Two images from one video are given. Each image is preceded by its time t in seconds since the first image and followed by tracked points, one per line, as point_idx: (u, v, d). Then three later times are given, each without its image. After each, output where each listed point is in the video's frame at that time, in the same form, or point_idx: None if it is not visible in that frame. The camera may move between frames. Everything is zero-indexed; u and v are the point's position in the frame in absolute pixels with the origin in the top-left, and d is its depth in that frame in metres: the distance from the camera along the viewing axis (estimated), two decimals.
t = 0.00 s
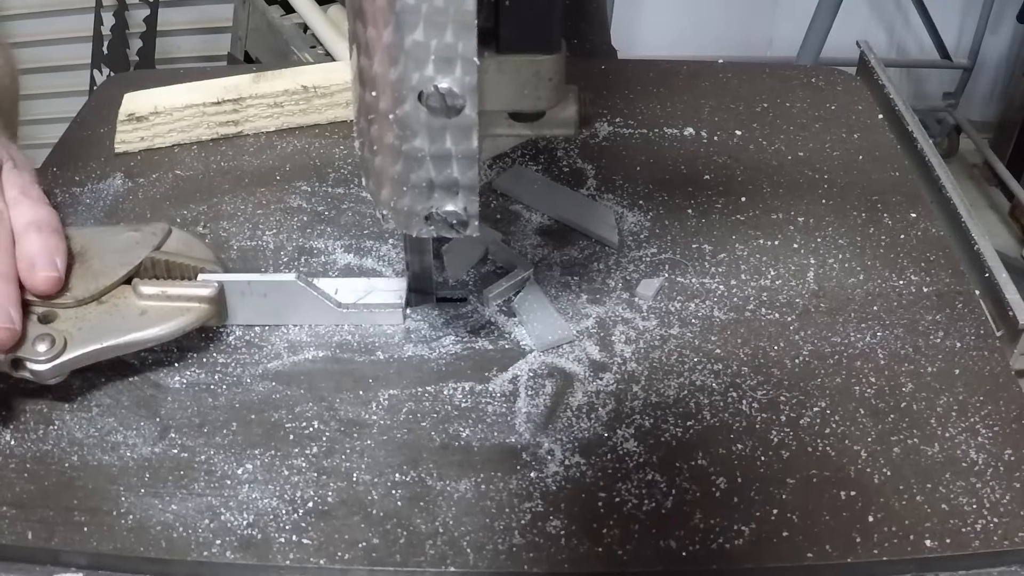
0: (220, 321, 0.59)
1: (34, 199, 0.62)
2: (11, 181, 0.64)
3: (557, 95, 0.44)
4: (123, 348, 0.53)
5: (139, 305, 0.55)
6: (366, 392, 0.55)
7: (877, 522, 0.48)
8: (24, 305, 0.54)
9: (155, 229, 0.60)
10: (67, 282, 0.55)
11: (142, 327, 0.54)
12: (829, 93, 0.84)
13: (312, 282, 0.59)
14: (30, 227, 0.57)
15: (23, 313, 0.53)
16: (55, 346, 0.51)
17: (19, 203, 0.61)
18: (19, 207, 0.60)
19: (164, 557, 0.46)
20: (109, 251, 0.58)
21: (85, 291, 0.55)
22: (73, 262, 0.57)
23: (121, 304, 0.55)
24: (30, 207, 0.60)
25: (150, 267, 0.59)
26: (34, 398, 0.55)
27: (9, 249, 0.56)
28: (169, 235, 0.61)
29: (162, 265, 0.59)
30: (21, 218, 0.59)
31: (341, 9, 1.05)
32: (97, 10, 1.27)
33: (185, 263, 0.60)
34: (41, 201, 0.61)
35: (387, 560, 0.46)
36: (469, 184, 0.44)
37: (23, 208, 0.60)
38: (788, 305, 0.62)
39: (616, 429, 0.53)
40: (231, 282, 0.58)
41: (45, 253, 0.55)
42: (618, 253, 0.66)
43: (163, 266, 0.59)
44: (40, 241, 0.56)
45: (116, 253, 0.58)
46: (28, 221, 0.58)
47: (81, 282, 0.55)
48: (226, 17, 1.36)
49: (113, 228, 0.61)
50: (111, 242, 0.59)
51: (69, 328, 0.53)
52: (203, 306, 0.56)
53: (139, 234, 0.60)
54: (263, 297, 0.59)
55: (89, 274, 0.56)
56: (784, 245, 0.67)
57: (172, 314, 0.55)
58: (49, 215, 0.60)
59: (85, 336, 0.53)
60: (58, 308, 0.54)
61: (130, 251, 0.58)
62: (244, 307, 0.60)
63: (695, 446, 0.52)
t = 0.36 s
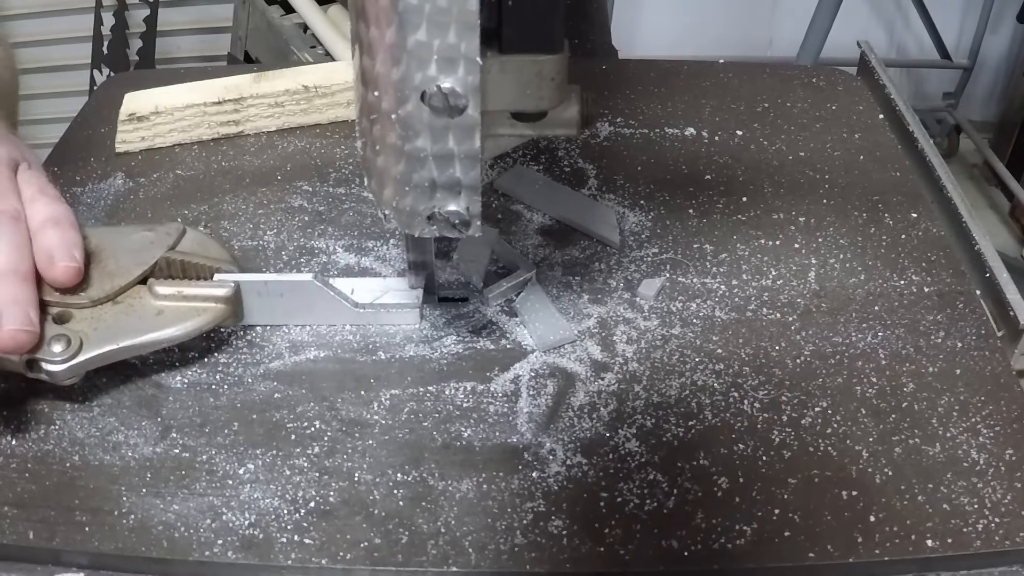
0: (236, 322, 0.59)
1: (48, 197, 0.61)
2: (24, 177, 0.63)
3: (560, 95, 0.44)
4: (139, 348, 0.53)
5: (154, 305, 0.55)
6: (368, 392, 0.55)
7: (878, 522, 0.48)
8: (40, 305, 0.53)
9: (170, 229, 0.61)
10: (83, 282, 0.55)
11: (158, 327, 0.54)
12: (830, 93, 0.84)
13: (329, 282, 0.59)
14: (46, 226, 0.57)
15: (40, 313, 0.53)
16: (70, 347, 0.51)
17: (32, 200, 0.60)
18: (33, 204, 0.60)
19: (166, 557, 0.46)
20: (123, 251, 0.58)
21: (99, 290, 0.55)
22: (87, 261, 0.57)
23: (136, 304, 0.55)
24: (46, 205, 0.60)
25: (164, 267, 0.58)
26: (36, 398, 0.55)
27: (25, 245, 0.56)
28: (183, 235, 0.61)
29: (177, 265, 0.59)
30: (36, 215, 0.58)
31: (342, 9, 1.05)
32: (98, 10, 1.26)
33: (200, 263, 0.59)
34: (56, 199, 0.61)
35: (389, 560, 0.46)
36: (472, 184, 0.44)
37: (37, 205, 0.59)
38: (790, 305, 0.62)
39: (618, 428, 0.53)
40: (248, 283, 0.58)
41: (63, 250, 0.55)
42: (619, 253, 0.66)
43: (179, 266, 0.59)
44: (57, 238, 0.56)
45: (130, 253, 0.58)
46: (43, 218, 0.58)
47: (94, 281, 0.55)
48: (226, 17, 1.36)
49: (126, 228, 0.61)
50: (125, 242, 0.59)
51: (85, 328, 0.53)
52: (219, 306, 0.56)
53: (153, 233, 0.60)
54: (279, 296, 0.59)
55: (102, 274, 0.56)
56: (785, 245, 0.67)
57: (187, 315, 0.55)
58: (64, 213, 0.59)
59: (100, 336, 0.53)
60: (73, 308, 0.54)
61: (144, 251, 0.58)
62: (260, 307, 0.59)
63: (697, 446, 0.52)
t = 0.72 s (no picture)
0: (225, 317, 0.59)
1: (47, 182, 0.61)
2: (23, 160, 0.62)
3: (555, 95, 0.44)
4: (128, 341, 0.53)
5: (146, 298, 0.55)
6: (365, 392, 0.55)
7: (875, 523, 0.48)
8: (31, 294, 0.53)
9: (164, 223, 0.61)
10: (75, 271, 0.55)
11: (147, 320, 0.53)
12: (829, 93, 0.84)
13: (319, 281, 0.60)
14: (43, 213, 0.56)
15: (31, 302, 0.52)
16: (60, 338, 0.51)
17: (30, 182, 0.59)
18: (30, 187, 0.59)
19: (162, 557, 0.46)
20: (116, 243, 0.58)
21: (91, 282, 0.55)
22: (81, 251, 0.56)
23: (128, 297, 0.55)
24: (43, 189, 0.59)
25: (158, 261, 0.59)
26: (33, 398, 0.55)
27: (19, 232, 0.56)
28: (177, 230, 0.62)
29: (170, 259, 0.59)
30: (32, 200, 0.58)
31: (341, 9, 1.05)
32: (98, 10, 1.27)
33: (192, 258, 0.60)
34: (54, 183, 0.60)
35: (386, 560, 0.46)
36: (468, 184, 0.44)
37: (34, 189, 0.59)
38: (788, 305, 0.62)
39: (614, 428, 0.53)
40: (239, 278, 0.58)
41: (58, 239, 0.55)
42: (617, 253, 0.66)
43: (172, 260, 0.59)
44: (52, 226, 0.55)
45: (123, 245, 0.58)
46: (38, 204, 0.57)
47: (86, 273, 0.55)
48: (226, 17, 1.36)
49: (122, 221, 0.61)
50: (119, 234, 0.59)
51: (75, 320, 0.53)
52: (209, 301, 0.56)
53: (146, 227, 0.60)
54: (270, 293, 0.59)
55: (94, 266, 0.56)
56: (783, 244, 0.67)
57: (177, 308, 0.55)
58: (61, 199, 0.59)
59: (89, 328, 0.53)
60: (64, 299, 0.54)
61: (138, 244, 0.58)
62: (248, 304, 0.60)
63: (694, 446, 0.52)
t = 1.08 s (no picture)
0: (246, 310, 0.59)
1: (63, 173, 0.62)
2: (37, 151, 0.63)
3: (556, 95, 0.44)
4: (148, 331, 0.53)
5: (167, 289, 0.55)
6: (365, 392, 0.55)
7: (876, 522, 0.48)
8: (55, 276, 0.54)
9: (187, 215, 0.61)
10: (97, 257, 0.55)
11: (169, 310, 0.54)
12: (829, 93, 0.84)
13: (341, 277, 0.60)
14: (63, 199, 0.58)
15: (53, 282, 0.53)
16: (80, 325, 0.52)
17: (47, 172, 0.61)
18: (48, 176, 0.60)
19: (163, 556, 0.46)
20: (139, 234, 0.58)
21: (113, 272, 0.55)
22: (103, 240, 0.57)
23: (149, 287, 0.55)
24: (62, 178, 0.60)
25: (180, 252, 0.58)
26: (34, 398, 0.55)
27: (39, 215, 0.57)
28: (200, 223, 0.62)
29: (193, 251, 0.59)
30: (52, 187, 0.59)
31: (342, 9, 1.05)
32: (98, 10, 1.27)
33: (214, 249, 0.59)
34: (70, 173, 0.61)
35: (386, 559, 0.46)
36: (469, 184, 0.44)
37: (52, 177, 0.60)
38: (788, 305, 0.62)
39: (615, 428, 0.53)
40: (262, 271, 0.58)
41: (80, 221, 0.56)
42: (617, 253, 0.66)
43: (194, 252, 0.59)
44: (73, 210, 0.56)
45: (146, 237, 0.58)
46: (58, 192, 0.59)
47: (108, 262, 0.56)
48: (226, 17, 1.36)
49: (145, 211, 0.61)
50: (143, 226, 0.59)
51: (95, 308, 0.53)
52: (230, 294, 0.56)
53: (169, 219, 0.60)
54: (291, 287, 0.59)
55: (117, 256, 0.56)
56: (783, 244, 0.67)
57: (198, 300, 0.55)
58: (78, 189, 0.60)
59: (110, 316, 0.53)
60: (85, 287, 0.54)
61: (161, 236, 0.58)
62: (270, 297, 0.60)
63: (694, 446, 0.52)
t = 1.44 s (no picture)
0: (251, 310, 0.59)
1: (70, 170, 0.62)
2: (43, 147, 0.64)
3: (558, 95, 0.44)
4: (152, 330, 0.53)
5: (172, 288, 0.55)
6: (367, 392, 0.55)
7: (878, 523, 0.48)
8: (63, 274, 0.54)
9: (193, 214, 0.61)
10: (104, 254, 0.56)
11: (173, 310, 0.54)
12: (830, 93, 0.84)
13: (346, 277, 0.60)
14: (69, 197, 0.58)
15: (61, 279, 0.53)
16: (85, 324, 0.52)
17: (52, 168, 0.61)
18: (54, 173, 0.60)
19: (165, 556, 0.46)
20: (145, 233, 0.58)
21: (117, 271, 0.55)
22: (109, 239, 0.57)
23: (154, 286, 0.55)
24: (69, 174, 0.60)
25: (185, 251, 0.58)
26: (35, 398, 0.55)
27: (46, 212, 0.57)
28: (206, 222, 0.61)
29: (197, 251, 0.58)
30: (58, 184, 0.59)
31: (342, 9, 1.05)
32: (98, 10, 1.26)
33: (220, 249, 0.59)
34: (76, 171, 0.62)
35: (388, 559, 0.46)
36: (471, 184, 0.44)
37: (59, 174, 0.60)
38: (789, 305, 0.62)
39: (617, 428, 0.53)
40: (265, 271, 0.58)
41: (87, 217, 0.56)
42: (619, 253, 0.66)
43: (198, 251, 0.58)
44: (80, 207, 0.57)
45: (151, 236, 0.58)
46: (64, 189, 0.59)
47: (113, 260, 0.56)
48: (227, 17, 1.36)
49: (151, 210, 0.61)
50: (149, 224, 0.59)
51: (101, 307, 0.53)
52: (235, 293, 0.56)
53: (175, 217, 0.60)
54: (296, 288, 0.59)
55: (122, 254, 0.56)
56: (785, 245, 0.67)
57: (203, 300, 0.55)
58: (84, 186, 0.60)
59: (115, 315, 0.53)
60: (91, 286, 0.54)
61: (166, 235, 0.58)
62: (274, 297, 0.60)
63: (696, 446, 0.52)
